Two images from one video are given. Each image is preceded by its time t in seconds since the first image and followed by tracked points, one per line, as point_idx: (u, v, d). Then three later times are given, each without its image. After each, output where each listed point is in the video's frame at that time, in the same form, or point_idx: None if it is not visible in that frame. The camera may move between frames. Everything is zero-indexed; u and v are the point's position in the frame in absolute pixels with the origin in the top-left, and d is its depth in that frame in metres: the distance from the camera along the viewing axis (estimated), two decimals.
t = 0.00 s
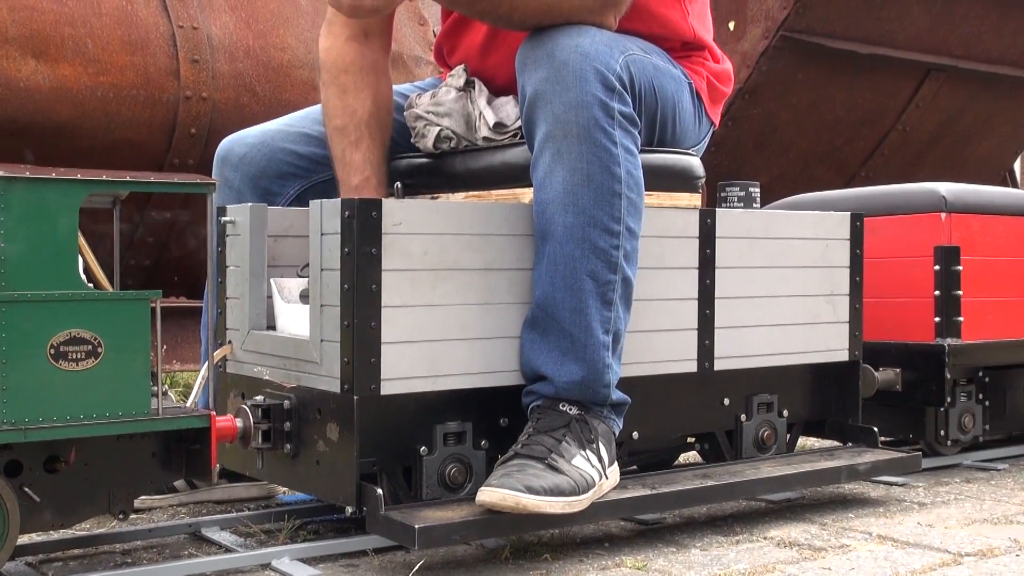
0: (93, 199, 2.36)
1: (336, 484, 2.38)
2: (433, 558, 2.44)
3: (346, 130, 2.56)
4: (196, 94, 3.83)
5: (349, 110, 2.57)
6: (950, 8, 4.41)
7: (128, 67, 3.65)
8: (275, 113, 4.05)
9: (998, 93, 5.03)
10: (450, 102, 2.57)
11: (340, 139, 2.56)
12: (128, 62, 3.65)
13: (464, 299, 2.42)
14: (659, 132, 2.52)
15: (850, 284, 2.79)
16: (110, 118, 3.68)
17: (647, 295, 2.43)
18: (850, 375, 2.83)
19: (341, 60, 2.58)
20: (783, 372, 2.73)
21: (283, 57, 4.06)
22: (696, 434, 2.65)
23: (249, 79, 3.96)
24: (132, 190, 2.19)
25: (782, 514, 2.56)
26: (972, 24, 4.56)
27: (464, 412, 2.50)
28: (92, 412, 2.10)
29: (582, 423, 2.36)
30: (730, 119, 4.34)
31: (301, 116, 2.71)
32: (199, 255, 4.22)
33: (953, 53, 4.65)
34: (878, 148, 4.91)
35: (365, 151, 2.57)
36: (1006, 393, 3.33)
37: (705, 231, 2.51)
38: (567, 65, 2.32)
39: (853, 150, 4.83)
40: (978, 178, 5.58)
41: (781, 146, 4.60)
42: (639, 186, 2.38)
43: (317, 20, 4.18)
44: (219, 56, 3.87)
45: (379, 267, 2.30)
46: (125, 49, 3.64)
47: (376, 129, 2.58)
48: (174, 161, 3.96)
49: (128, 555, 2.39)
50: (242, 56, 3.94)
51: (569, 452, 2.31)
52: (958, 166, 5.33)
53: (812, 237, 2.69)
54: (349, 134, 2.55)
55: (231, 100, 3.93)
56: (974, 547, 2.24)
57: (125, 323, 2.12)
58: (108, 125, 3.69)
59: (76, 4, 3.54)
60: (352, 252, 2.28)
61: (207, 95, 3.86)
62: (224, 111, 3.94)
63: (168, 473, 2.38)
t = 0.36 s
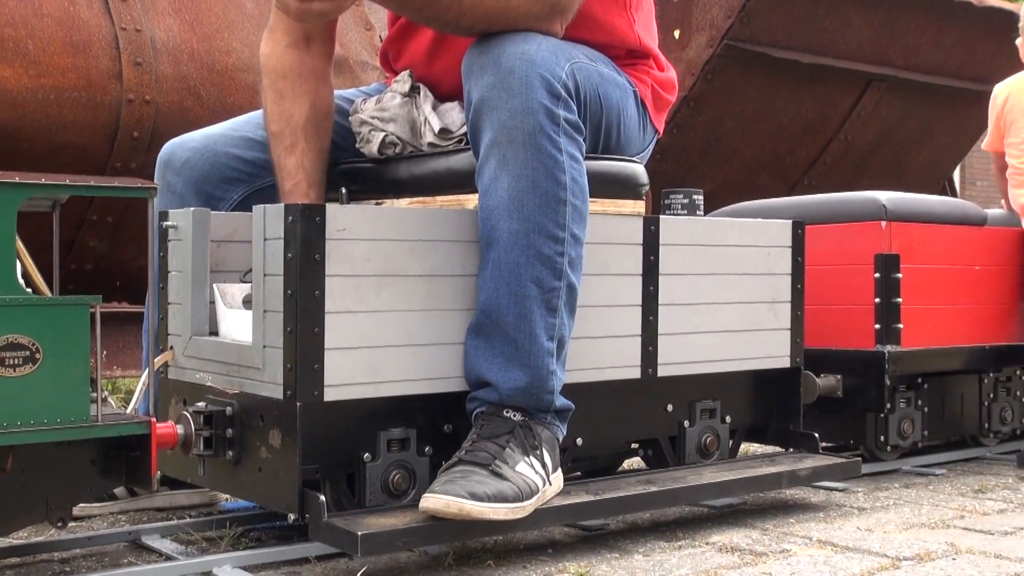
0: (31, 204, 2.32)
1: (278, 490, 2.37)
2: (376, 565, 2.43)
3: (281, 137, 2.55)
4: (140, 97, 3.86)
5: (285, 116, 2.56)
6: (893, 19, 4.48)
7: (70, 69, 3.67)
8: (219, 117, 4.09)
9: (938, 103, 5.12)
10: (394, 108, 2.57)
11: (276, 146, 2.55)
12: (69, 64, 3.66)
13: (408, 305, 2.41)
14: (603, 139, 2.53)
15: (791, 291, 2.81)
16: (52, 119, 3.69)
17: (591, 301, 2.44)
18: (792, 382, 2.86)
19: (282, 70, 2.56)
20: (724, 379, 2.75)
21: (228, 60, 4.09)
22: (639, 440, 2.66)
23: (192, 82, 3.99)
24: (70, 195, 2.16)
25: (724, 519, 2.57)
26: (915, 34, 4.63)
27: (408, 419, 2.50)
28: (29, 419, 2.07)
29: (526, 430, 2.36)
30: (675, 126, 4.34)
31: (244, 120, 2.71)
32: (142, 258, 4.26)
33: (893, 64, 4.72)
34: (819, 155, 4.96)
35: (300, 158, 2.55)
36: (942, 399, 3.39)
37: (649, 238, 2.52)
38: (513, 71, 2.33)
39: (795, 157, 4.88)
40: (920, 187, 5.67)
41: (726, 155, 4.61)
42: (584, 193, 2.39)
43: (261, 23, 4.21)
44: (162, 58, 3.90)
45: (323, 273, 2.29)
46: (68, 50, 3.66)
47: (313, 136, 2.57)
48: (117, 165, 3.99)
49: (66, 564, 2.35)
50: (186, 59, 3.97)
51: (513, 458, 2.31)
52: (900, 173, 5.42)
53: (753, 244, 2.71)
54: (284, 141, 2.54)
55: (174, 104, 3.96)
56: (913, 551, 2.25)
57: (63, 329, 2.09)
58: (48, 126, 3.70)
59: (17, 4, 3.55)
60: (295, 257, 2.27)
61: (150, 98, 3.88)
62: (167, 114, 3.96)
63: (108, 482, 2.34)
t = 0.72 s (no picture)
0: None
1: (238, 497, 2.36)
2: (335, 570, 2.42)
3: (235, 117, 2.55)
4: (98, 100, 3.88)
5: (240, 98, 2.56)
6: (853, 28, 4.52)
7: (27, 72, 3.71)
8: (179, 121, 4.10)
9: (897, 110, 5.17)
10: (355, 113, 2.58)
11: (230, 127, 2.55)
12: (25, 67, 3.70)
13: (368, 310, 2.41)
14: (563, 144, 2.54)
15: (750, 297, 2.83)
16: (8, 123, 3.73)
17: (551, 306, 2.44)
18: (751, 386, 2.88)
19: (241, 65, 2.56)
20: (684, 383, 2.76)
21: (188, 64, 4.11)
22: (600, 444, 2.67)
23: (152, 86, 4.00)
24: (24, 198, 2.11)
25: (683, 523, 2.58)
26: (875, 43, 4.68)
27: (368, 424, 2.50)
28: None
29: (486, 435, 2.36)
30: (635, 131, 4.36)
31: (202, 125, 2.72)
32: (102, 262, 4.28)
33: (851, 71, 4.75)
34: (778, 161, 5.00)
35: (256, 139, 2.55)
36: (899, 403, 3.42)
37: (609, 243, 2.53)
38: (473, 77, 2.33)
39: (755, 162, 4.91)
40: (880, 193, 5.73)
41: (687, 160, 4.65)
42: (544, 198, 2.40)
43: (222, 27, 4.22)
44: (121, 62, 3.92)
45: (282, 278, 2.28)
46: (24, 53, 3.69)
47: (268, 114, 2.56)
48: (75, 169, 4.01)
49: (22, 571, 2.32)
50: (146, 63, 3.98)
51: (473, 464, 2.31)
52: (861, 179, 5.47)
53: (712, 250, 2.73)
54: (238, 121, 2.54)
55: (133, 108, 3.97)
56: (870, 553, 2.27)
57: (19, 336, 2.05)
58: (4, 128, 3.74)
59: None
60: (254, 262, 2.26)
61: (108, 101, 3.90)
62: (126, 118, 3.97)
63: (64, 488, 2.31)
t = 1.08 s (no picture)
0: None
1: (199, 504, 2.34)
2: None
3: (200, 77, 2.67)
4: (59, 103, 3.86)
5: (206, 61, 2.68)
6: (817, 37, 4.52)
7: None
8: (141, 125, 4.09)
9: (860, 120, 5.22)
10: (317, 117, 2.58)
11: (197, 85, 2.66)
12: None
13: (330, 316, 2.41)
14: (527, 151, 2.55)
15: (712, 303, 2.85)
16: None
17: (514, 312, 2.45)
18: (713, 391, 2.89)
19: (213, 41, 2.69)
20: (646, 389, 2.77)
21: (149, 68, 4.10)
22: (563, 450, 2.67)
23: (114, 90, 4.00)
24: None
25: (644, 529, 2.59)
26: (842, 53, 4.71)
27: (329, 430, 2.49)
28: None
29: (448, 440, 2.35)
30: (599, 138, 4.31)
31: (165, 130, 2.72)
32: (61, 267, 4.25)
33: (813, 79, 4.76)
34: (739, 169, 5.00)
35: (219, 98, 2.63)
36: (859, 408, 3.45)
37: (572, 249, 2.54)
38: (437, 82, 2.33)
39: (717, 169, 4.91)
40: (844, 200, 5.77)
41: (651, 170, 4.63)
42: (508, 204, 2.40)
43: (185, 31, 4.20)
44: (82, 65, 3.90)
45: (244, 283, 2.27)
46: None
47: (231, 73, 2.66)
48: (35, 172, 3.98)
49: None
50: (108, 66, 3.97)
51: (435, 469, 2.30)
52: (824, 187, 5.49)
53: (674, 256, 2.74)
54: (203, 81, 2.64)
55: (95, 111, 3.96)
56: (830, 558, 2.28)
57: None
58: None
59: None
60: (216, 267, 2.24)
61: (69, 104, 3.89)
62: (87, 121, 3.96)
63: (21, 495, 2.28)
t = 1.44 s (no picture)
0: None
1: (152, 513, 2.32)
2: None
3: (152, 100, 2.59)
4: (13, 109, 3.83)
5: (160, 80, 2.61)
6: (775, 48, 4.58)
7: None
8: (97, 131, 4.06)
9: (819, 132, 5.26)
10: (274, 125, 2.58)
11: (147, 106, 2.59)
12: None
13: (285, 324, 2.40)
14: (484, 160, 2.55)
15: (668, 312, 2.86)
16: None
17: (469, 321, 2.45)
18: (668, 400, 2.90)
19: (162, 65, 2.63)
20: (601, 397, 2.79)
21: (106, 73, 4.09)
22: (518, 459, 2.68)
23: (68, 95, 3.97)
24: None
25: (599, 537, 2.59)
26: (803, 64, 4.75)
27: (283, 439, 2.49)
28: None
29: (404, 448, 2.34)
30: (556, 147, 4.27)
31: (124, 136, 2.69)
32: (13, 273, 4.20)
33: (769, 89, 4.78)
34: (697, 177, 4.95)
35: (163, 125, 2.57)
36: (813, 415, 3.48)
37: (528, 258, 2.55)
38: (394, 90, 2.33)
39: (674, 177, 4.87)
40: (802, 210, 5.82)
41: (609, 177, 4.59)
42: (465, 213, 2.40)
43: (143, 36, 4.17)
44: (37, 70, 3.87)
45: (198, 290, 2.26)
46: None
47: (182, 99, 2.59)
48: None
49: None
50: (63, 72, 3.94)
51: (390, 477, 2.30)
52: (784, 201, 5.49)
53: (630, 267, 2.76)
54: (146, 107, 2.58)
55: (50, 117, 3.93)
56: (781, 566, 2.29)
57: None
58: None
59: None
60: (170, 274, 2.23)
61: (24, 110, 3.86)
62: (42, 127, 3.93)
63: None
